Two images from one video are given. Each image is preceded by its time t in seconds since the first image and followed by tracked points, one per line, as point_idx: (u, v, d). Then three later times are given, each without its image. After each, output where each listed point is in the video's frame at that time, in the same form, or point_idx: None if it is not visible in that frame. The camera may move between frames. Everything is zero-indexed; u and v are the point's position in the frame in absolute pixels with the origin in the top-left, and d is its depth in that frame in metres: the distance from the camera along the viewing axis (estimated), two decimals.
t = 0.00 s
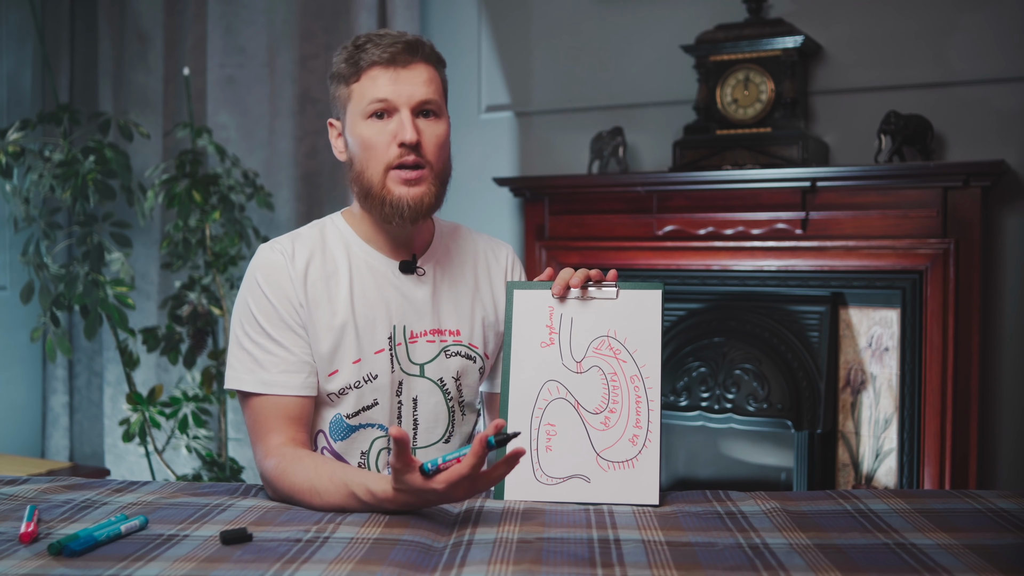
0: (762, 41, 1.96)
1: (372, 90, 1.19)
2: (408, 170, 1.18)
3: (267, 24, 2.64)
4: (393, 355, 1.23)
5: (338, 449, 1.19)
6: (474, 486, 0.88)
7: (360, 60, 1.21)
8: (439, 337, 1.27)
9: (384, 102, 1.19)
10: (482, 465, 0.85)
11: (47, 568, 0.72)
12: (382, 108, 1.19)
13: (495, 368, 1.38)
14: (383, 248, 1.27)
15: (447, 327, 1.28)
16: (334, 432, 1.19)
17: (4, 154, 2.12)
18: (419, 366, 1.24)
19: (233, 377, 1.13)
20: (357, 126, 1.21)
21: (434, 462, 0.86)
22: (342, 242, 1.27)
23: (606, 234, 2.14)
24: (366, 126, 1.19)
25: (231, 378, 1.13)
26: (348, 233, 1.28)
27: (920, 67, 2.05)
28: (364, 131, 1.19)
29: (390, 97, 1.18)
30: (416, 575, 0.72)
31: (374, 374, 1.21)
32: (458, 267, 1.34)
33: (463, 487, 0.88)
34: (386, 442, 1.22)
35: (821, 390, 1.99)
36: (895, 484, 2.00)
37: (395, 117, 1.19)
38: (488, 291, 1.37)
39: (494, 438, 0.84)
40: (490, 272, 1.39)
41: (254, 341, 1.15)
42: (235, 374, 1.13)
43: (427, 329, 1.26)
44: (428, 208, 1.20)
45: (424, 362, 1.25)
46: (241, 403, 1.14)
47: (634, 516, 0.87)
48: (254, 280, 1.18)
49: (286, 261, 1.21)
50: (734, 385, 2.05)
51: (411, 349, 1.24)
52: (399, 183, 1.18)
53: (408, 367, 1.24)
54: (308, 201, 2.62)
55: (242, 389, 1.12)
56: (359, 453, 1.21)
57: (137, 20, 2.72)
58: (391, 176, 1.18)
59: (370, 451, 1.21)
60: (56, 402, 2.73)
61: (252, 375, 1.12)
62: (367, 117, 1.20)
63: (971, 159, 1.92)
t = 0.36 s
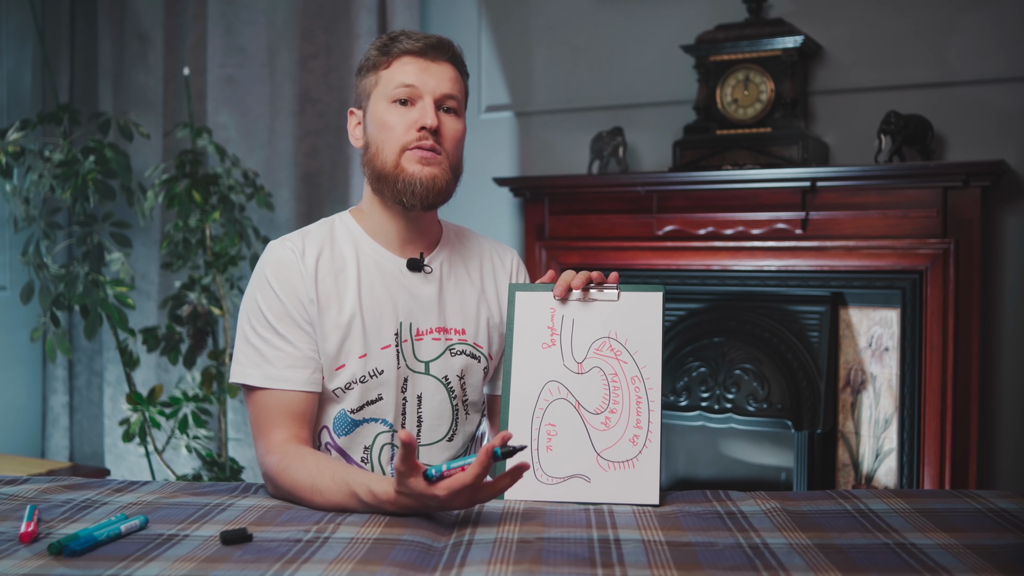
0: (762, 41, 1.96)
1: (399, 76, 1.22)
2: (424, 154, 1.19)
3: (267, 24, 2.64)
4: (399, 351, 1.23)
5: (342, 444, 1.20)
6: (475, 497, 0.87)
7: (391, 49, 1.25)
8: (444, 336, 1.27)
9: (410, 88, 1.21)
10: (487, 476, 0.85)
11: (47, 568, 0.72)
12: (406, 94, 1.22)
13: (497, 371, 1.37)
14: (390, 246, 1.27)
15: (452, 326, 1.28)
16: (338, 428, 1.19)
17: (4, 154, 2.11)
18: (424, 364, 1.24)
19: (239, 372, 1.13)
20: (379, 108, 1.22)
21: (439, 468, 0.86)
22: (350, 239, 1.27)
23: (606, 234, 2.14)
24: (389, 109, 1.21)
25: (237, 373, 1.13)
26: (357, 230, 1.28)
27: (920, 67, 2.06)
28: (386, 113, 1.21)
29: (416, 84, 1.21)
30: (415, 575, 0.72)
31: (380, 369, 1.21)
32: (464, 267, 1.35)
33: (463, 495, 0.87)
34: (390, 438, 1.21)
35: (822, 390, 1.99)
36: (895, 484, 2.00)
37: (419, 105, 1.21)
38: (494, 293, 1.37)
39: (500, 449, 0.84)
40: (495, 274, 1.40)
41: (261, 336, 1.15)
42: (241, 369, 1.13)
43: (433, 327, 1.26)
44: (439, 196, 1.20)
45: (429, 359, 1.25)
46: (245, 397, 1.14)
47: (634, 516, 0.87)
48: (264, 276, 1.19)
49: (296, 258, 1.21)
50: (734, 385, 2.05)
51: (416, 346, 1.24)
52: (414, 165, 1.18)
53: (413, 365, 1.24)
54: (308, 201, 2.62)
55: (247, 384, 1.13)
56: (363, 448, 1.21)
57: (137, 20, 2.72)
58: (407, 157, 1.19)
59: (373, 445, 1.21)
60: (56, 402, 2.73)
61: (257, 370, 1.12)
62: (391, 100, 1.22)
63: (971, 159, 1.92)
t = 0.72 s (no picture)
0: (763, 41, 1.96)
1: (412, 78, 1.22)
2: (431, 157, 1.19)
3: (267, 24, 2.64)
4: (403, 349, 1.23)
5: (344, 441, 1.19)
6: (474, 503, 0.87)
7: (407, 50, 1.25)
8: (447, 335, 1.27)
9: (422, 91, 1.21)
10: (490, 483, 0.85)
11: (47, 568, 0.72)
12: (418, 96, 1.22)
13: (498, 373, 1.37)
14: (395, 245, 1.27)
15: (455, 326, 1.28)
16: (341, 424, 1.19)
17: (4, 154, 2.11)
18: (427, 362, 1.25)
19: (243, 367, 1.13)
20: (391, 109, 1.23)
21: (440, 472, 0.85)
22: (355, 237, 1.27)
23: (606, 234, 2.14)
24: (400, 110, 1.22)
25: (241, 369, 1.13)
26: (362, 229, 1.28)
27: (920, 67, 2.06)
28: (396, 113, 1.22)
29: (428, 87, 1.21)
30: (415, 575, 0.72)
31: (384, 366, 1.21)
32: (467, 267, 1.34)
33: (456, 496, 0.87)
34: (392, 434, 1.21)
35: (822, 390, 1.99)
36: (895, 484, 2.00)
37: (430, 108, 1.21)
38: (497, 294, 1.37)
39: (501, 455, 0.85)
40: (498, 276, 1.40)
41: (265, 333, 1.15)
42: (245, 364, 1.13)
43: (436, 326, 1.26)
44: (442, 200, 1.20)
45: (432, 357, 1.25)
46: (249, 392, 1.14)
47: (634, 516, 0.87)
48: (269, 272, 1.18)
49: (302, 255, 1.20)
50: (734, 385, 2.05)
51: (420, 344, 1.24)
52: (420, 167, 1.18)
53: (416, 363, 1.24)
54: (308, 201, 2.62)
55: (251, 379, 1.13)
56: (365, 444, 1.20)
57: (137, 20, 2.72)
58: (414, 159, 1.19)
59: (375, 443, 1.20)
60: (56, 402, 2.73)
61: (261, 365, 1.12)
62: (402, 101, 1.22)
63: (971, 159, 1.92)
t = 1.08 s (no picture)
0: (763, 41, 1.96)
1: (420, 76, 1.22)
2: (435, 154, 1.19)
3: (267, 24, 2.64)
4: (403, 349, 1.23)
5: (344, 440, 1.18)
6: (470, 462, 0.86)
7: (416, 49, 1.25)
8: (447, 335, 1.27)
9: (429, 89, 1.21)
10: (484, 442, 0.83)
11: (46, 568, 0.72)
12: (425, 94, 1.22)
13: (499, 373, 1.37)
14: (394, 245, 1.27)
15: (455, 325, 1.28)
16: (341, 424, 1.18)
17: (4, 154, 2.11)
18: (427, 362, 1.25)
19: (244, 367, 1.12)
20: (397, 105, 1.22)
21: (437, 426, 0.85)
22: (355, 237, 1.26)
23: (606, 234, 2.14)
24: (406, 106, 1.21)
25: (241, 369, 1.12)
26: (362, 230, 1.27)
27: (920, 67, 2.06)
28: (403, 110, 1.21)
29: (436, 85, 1.21)
30: (415, 575, 0.72)
31: (384, 366, 1.21)
32: (467, 266, 1.35)
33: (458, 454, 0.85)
34: (391, 434, 1.21)
35: (822, 390, 1.99)
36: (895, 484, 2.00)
37: (436, 106, 1.21)
38: (496, 293, 1.37)
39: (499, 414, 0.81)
40: (498, 276, 1.40)
41: (266, 333, 1.15)
42: (245, 365, 1.12)
43: (436, 326, 1.26)
44: (444, 199, 1.20)
45: (432, 357, 1.25)
46: (248, 393, 1.14)
47: (634, 516, 0.87)
48: (268, 273, 1.18)
49: (301, 256, 1.20)
50: (734, 384, 2.05)
51: (420, 344, 1.24)
52: (424, 163, 1.18)
53: (416, 363, 1.24)
54: (308, 201, 2.62)
55: (251, 380, 1.12)
56: (365, 444, 1.20)
57: (137, 21, 2.72)
58: (418, 155, 1.18)
59: (375, 442, 1.20)
60: (56, 402, 2.73)
61: (262, 366, 1.12)
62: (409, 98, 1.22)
63: (971, 159, 1.92)
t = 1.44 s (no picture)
0: (763, 41, 1.96)
1: (418, 74, 1.22)
2: (433, 152, 1.19)
3: (267, 24, 2.64)
4: (401, 350, 1.23)
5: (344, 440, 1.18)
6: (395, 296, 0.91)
7: (415, 49, 1.25)
8: (446, 335, 1.26)
9: (427, 87, 1.21)
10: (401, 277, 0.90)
11: (46, 568, 0.72)
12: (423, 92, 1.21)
13: (499, 371, 1.37)
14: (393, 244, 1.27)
15: (454, 326, 1.28)
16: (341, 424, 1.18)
17: (4, 154, 2.11)
18: (426, 363, 1.24)
19: (244, 369, 1.13)
20: (396, 103, 1.22)
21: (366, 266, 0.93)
22: (353, 238, 1.26)
23: (606, 234, 2.14)
24: (405, 104, 1.21)
25: (242, 371, 1.13)
26: (361, 231, 1.27)
27: (920, 67, 2.06)
28: (401, 108, 1.21)
29: (434, 84, 1.21)
30: (415, 575, 0.72)
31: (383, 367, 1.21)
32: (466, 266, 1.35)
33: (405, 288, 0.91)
34: (390, 435, 1.21)
35: (822, 390, 1.99)
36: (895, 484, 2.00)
37: (435, 104, 1.21)
38: (496, 291, 1.37)
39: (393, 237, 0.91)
40: (497, 274, 1.39)
41: (265, 335, 1.15)
42: (245, 366, 1.13)
43: (435, 327, 1.26)
44: (441, 199, 1.19)
45: (431, 358, 1.25)
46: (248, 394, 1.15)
47: (635, 516, 0.87)
48: (265, 275, 1.19)
49: (298, 256, 1.21)
50: (734, 385, 2.05)
51: (419, 345, 1.24)
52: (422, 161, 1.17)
53: (415, 363, 1.24)
54: (308, 201, 2.62)
55: (251, 381, 1.13)
56: (364, 445, 1.20)
57: (137, 21, 2.73)
58: (416, 153, 1.18)
59: (374, 443, 1.20)
60: (56, 402, 2.73)
61: (262, 367, 1.13)
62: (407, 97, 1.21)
63: (971, 159, 1.92)
